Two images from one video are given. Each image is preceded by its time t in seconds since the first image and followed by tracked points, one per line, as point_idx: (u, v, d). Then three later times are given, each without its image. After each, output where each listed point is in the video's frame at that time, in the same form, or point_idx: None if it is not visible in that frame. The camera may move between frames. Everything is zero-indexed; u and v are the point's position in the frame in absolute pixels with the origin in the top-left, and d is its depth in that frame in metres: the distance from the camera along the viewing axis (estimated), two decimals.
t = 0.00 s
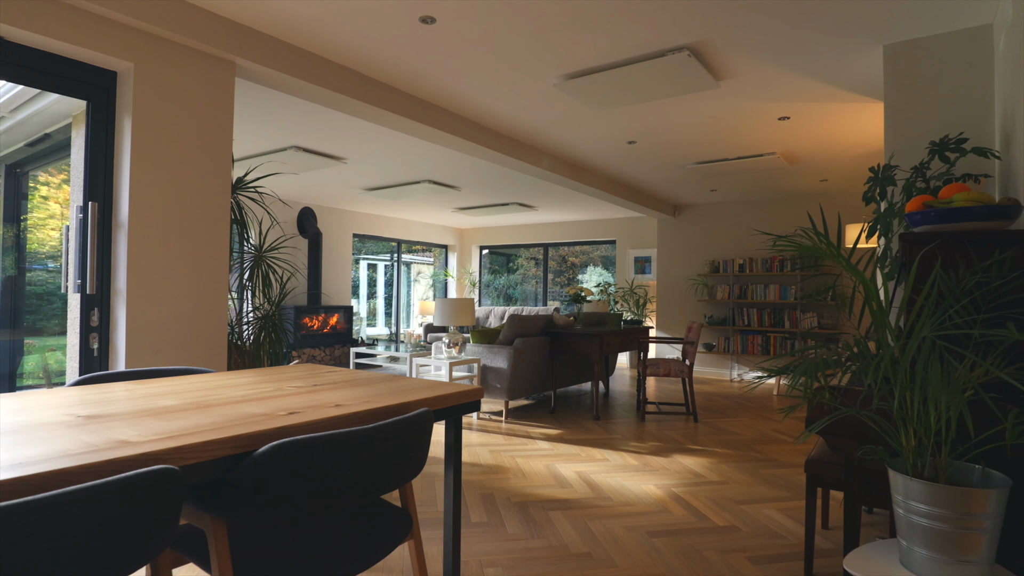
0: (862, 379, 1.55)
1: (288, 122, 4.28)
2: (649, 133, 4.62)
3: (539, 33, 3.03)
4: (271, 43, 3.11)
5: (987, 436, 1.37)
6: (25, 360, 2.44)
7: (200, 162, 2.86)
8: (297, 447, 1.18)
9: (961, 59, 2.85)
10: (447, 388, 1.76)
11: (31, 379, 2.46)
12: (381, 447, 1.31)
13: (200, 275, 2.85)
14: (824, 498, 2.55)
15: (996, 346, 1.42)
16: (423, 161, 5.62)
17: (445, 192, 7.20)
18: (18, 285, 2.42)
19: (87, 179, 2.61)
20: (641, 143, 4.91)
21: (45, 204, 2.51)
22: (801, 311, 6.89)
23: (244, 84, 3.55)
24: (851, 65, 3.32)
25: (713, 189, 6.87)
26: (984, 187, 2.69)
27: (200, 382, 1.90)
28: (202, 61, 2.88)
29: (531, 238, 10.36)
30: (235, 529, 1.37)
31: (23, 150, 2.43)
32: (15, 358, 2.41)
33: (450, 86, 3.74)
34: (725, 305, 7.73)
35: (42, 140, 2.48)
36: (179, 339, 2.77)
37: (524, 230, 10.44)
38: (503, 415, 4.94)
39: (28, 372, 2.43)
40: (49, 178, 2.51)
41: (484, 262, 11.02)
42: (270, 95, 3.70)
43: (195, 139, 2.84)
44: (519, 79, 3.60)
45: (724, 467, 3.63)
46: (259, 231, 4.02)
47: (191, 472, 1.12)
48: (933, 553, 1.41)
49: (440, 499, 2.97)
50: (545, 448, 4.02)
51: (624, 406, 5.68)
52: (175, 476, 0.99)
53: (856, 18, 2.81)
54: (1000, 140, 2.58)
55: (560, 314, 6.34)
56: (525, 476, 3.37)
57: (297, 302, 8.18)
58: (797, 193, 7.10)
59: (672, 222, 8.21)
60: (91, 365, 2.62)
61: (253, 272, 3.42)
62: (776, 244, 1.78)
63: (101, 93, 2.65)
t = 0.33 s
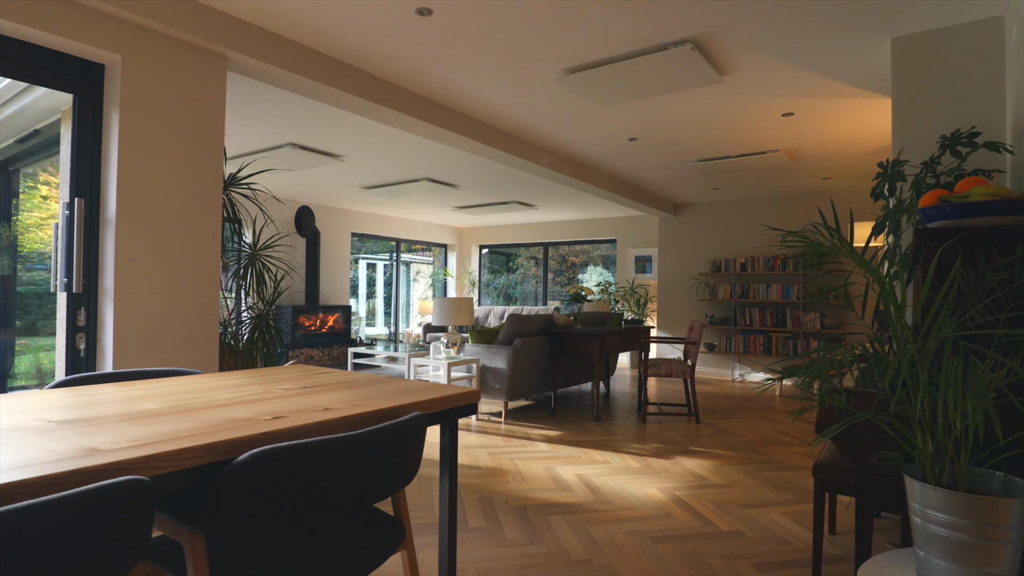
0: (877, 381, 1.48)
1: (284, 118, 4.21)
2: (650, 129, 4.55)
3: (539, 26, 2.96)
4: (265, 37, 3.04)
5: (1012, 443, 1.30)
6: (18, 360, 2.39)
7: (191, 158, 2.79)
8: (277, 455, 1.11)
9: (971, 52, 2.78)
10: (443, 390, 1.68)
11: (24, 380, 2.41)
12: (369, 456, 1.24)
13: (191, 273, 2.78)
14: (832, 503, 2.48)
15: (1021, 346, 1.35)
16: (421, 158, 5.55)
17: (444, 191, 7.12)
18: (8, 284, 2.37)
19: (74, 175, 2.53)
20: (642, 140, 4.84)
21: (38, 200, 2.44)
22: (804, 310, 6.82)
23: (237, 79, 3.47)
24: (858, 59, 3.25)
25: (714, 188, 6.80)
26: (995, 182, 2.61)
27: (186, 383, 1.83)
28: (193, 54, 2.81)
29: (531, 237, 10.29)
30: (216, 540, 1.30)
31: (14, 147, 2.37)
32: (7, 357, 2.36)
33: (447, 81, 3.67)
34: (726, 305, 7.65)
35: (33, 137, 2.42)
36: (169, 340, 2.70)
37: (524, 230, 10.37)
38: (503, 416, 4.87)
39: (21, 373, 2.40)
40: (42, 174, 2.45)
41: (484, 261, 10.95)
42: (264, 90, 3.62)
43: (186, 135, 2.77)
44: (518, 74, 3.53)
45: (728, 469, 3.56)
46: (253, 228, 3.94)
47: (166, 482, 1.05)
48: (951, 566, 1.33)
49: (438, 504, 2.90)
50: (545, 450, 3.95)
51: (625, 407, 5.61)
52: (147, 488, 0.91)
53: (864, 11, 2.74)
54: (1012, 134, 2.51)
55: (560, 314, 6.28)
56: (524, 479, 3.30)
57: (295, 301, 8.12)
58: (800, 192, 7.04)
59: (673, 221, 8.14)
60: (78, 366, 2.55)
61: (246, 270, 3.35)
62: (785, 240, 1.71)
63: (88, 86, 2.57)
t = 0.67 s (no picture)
0: (893, 383, 1.41)
1: (279, 114, 4.13)
2: (651, 126, 4.49)
3: (539, 18, 2.88)
4: (258, 29, 2.96)
5: None
6: (11, 360, 2.34)
7: (180, 153, 2.71)
8: (258, 464, 1.03)
9: (982, 44, 2.71)
10: (438, 393, 1.61)
11: (16, 380, 2.35)
12: (359, 464, 1.17)
13: (181, 272, 2.70)
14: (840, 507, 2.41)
15: None
16: (419, 156, 5.48)
17: (443, 189, 7.04)
18: None
19: (60, 170, 2.45)
20: (643, 137, 4.77)
21: (25, 197, 2.37)
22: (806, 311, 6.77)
23: (230, 73, 3.39)
24: (864, 53, 3.18)
25: (716, 186, 6.73)
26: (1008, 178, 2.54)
27: (170, 385, 1.75)
28: (184, 47, 2.73)
29: (531, 237, 10.21)
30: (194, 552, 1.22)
31: (4, 144, 2.30)
32: None
33: (445, 75, 3.60)
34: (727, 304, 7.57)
35: (22, 133, 2.35)
36: (159, 340, 2.63)
37: (523, 229, 10.30)
38: (501, 417, 4.79)
39: (14, 373, 2.35)
40: (31, 170, 2.38)
41: (484, 261, 10.88)
42: (258, 84, 3.55)
43: (175, 129, 2.70)
44: (517, 68, 3.46)
45: (731, 472, 3.49)
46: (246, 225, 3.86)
47: (135, 494, 0.97)
48: None
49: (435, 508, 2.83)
50: (545, 453, 3.87)
51: (626, 408, 5.53)
52: (117, 504, 0.81)
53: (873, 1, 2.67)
54: None
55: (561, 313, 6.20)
56: (523, 483, 3.22)
57: (292, 301, 8.05)
58: (802, 190, 6.97)
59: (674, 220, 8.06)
60: (64, 367, 2.48)
61: (239, 268, 3.28)
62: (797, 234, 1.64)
63: (74, 79, 2.49)
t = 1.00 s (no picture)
0: (912, 386, 1.35)
1: (275, 110, 4.06)
2: (653, 123, 4.42)
3: (539, 10, 2.81)
4: (251, 22, 2.89)
5: None
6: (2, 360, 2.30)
7: (171, 148, 2.64)
8: (235, 473, 0.96)
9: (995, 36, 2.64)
10: (434, 395, 1.54)
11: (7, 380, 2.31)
12: (345, 474, 1.09)
13: (172, 270, 2.64)
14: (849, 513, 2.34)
15: None
16: (418, 153, 5.41)
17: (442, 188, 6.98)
18: None
19: (46, 166, 2.39)
20: (645, 134, 4.70)
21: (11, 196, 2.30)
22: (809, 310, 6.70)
23: (223, 67, 3.32)
24: (872, 46, 3.11)
25: (718, 184, 6.66)
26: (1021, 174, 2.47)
27: (155, 387, 1.69)
28: (175, 39, 2.67)
29: (531, 236, 10.14)
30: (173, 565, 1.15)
31: None
32: None
33: (443, 70, 3.53)
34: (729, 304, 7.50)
35: (13, 128, 2.28)
36: (149, 340, 2.56)
37: (524, 228, 10.22)
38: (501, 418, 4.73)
39: (6, 373, 2.30)
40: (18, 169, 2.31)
41: (484, 260, 10.80)
42: (252, 79, 3.48)
43: (166, 123, 2.63)
44: (517, 62, 3.39)
45: (735, 475, 3.42)
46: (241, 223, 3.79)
47: (105, 505, 0.91)
48: None
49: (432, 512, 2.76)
50: (545, 455, 3.80)
51: (627, 409, 5.46)
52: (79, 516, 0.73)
53: None
54: None
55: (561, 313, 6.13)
56: (523, 486, 3.16)
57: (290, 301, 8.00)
58: (805, 188, 6.89)
59: (675, 219, 7.99)
60: (50, 368, 2.40)
61: (233, 266, 3.21)
62: (809, 229, 1.57)
63: (62, 72, 2.43)
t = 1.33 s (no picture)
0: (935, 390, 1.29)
1: (270, 107, 3.99)
2: (655, 119, 4.35)
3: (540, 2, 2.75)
4: (244, 13, 2.82)
5: None
6: None
7: (161, 143, 2.57)
8: (214, 481, 0.89)
9: (1008, 27, 2.57)
10: (430, 398, 1.47)
11: None
12: (335, 482, 1.03)
13: (162, 268, 2.57)
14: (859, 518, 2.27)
15: None
16: (416, 151, 5.34)
17: (442, 187, 6.91)
18: None
19: (33, 161, 2.32)
20: (646, 131, 4.63)
21: None
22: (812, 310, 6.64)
23: (216, 62, 3.25)
24: (881, 40, 3.04)
25: (719, 183, 6.59)
26: None
27: (139, 389, 1.62)
28: (166, 31, 2.59)
29: (531, 236, 10.07)
30: None
31: None
32: None
33: (442, 65, 3.46)
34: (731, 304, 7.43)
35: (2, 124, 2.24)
36: (139, 340, 2.49)
37: (523, 227, 10.16)
38: (501, 419, 4.67)
39: None
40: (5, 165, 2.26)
41: (484, 260, 10.73)
42: (247, 73, 3.41)
43: (156, 117, 2.56)
44: (517, 56, 3.32)
45: (739, 477, 3.36)
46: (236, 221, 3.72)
47: (73, 519, 0.84)
48: None
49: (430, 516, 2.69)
50: (546, 457, 3.73)
51: (628, 410, 5.40)
52: (40, 535, 0.66)
53: None
54: None
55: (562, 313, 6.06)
56: (523, 489, 3.09)
57: (288, 300, 7.94)
58: (808, 187, 6.83)
59: (676, 218, 7.92)
60: (37, 369, 2.34)
61: (227, 265, 3.15)
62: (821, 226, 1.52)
63: (49, 65, 2.36)
